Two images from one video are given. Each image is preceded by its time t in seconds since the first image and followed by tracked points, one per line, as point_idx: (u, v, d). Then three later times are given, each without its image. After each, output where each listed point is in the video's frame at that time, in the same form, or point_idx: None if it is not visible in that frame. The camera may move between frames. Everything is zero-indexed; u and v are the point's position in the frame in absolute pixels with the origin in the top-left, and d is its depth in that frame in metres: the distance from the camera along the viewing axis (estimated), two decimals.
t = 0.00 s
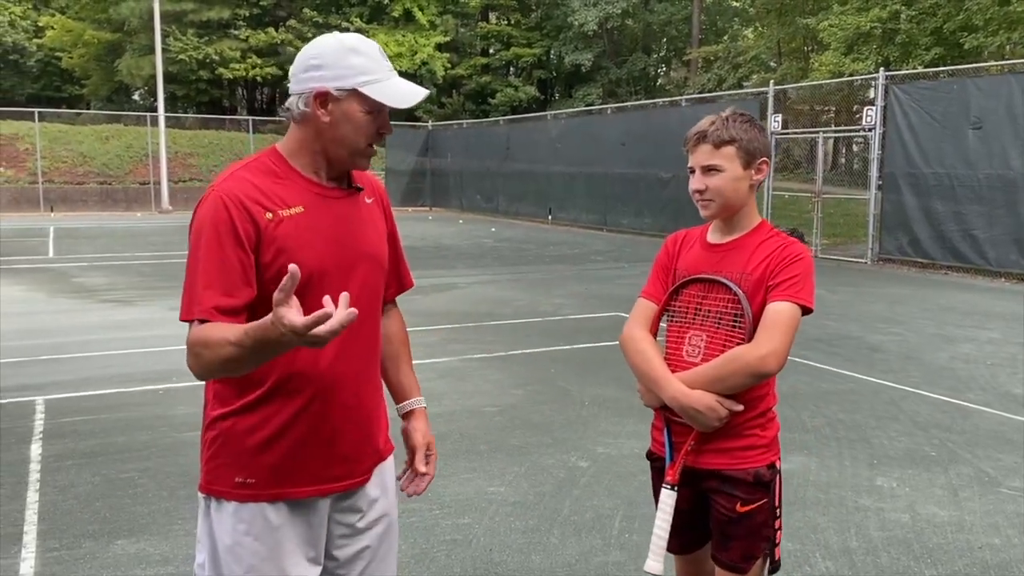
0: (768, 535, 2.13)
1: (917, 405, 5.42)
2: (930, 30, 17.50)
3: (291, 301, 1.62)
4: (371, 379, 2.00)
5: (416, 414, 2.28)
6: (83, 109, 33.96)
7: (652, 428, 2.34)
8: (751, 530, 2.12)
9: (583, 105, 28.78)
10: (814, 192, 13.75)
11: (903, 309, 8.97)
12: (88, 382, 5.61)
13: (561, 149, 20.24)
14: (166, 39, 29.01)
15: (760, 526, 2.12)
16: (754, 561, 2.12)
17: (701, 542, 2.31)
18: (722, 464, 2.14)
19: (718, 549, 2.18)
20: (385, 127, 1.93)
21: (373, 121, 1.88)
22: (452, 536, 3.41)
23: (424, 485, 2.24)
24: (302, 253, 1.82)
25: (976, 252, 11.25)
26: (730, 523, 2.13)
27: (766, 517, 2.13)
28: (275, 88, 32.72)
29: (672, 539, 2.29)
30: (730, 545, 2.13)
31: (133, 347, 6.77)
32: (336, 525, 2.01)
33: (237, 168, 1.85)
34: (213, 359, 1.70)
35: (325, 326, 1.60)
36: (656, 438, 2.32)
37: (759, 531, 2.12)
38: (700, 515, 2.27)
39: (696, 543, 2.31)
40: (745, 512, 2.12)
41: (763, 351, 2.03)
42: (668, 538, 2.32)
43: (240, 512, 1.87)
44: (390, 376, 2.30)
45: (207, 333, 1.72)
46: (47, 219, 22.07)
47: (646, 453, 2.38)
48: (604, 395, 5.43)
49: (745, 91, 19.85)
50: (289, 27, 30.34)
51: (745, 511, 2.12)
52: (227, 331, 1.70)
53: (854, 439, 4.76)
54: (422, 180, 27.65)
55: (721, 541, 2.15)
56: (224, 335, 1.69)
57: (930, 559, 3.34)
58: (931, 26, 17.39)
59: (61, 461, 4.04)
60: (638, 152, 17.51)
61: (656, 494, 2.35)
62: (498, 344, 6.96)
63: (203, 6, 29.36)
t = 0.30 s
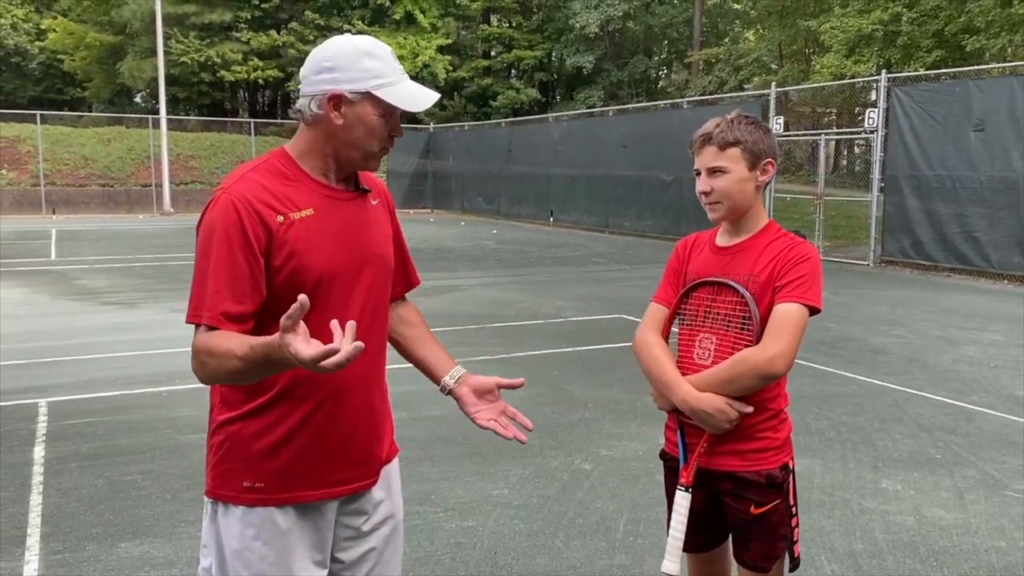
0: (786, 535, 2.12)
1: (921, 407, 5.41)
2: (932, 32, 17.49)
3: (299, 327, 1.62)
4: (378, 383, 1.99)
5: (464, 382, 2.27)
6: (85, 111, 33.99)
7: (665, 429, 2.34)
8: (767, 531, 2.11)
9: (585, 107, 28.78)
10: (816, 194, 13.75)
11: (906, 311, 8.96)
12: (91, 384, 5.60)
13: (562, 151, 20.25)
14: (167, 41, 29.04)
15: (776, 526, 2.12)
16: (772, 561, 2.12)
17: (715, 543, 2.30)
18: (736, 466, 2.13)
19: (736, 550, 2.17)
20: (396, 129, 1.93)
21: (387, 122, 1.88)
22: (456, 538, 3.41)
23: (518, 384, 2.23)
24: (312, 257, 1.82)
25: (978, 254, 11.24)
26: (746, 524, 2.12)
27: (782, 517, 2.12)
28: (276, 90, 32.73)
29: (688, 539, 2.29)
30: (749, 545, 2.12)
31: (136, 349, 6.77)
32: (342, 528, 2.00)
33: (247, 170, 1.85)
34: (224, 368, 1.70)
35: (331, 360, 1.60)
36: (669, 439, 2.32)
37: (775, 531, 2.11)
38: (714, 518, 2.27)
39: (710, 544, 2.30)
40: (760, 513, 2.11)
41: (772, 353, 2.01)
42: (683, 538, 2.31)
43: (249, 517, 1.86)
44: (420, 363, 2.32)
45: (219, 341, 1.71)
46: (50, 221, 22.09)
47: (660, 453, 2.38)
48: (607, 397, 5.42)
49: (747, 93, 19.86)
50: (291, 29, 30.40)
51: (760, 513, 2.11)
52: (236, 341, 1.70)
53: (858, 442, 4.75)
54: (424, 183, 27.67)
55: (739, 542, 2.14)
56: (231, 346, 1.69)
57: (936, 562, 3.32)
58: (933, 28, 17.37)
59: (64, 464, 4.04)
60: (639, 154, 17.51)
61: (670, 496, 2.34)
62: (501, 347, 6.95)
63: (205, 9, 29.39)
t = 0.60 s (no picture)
0: (795, 534, 2.11)
1: (922, 410, 5.40)
2: (930, 35, 17.52)
3: (303, 350, 1.64)
4: (380, 387, 1.98)
5: (472, 373, 2.26)
6: (83, 114, 33.96)
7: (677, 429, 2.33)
8: (777, 530, 2.10)
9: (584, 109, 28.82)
10: (816, 197, 13.74)
11: (906, 314, 8.95)
12: (89, 387, 5.58)
13: (561, 154, 20.24)
14: (167, 44, 29.03)
15: (786, 525, 2.11)
16: (782, 560, 2.10)
17: (727, 542, 2.29)
18: (745, 465, 2.13)
19: (746, 549, 2.16)
20: (398, 131, 1.92)
21: (388, 124, 1.88)
22: (457, 542, 3.39)
23: (529, 370, 2.22)
24: (313, 262, 1.81)
25: (978, 257, 11.25)
26: (756, 523, 2.11)
27: (791, 517, 2.11)
28: (276, 93, 32.72)
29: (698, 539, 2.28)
30: (759, 545, 2.11)
31: (135, 352, 6.75)
32: (345, 532, 1.98)
33: (249, 172, 1.84)
34: (225, 377, 1.70)
35: (337, 386, 1.62)
36: (680, 439, 2.31)
37: (784, 530, 2.10)
38: (724, 518, 2.26)
39: (722, 543, 2.29)
40: (770, 512, 2.10)
41: (775, 355, 2.00)
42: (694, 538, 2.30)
43: (251, 522, 1.85)
44: (426, 360, 2.31)
45: (220, 351, 1.71)
46: (49, 224, 22.07)
47: (671, 453, 2.37)
48: (607, 400, 5.40)
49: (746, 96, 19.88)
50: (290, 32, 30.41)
51: (770, 512, 2.10)
52: (238, 351, 1.71)
53: (859, 444, 4.74)
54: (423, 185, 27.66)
55: (749, 540, 2.13)
56: (233, 356, 1.69)
57: (939, 566, 3.31)
58: (931, 31, 17.39)
59: (63, 467, 4.02)
60: (639, 156, 17.51)
61: (681, 495, 2.33)
62: (500, 349, 6.93)
63: (204, 11, 29.39)
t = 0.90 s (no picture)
0: (801, 536, 2.10)
1: (921, 412, 5.40)
2: (927, 37, 17.55)
3: (292, 368, 1.64)
4: (379, 391, 1.97)
5: (483, 360, 2.25)
6: (80, 116, 33.91)
7: (683, 429, 2.31)
8: (784, 531, 2.09)
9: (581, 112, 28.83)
10: (813, 199, 13.74)
11: (904, 316, 8.96)
12: (87, 390, 5.56)
13: (559, 156, 20.25)
14: (164, 46, 28.99)
15: (792, 526, 2.10)
16: (788, 561, 2.10)
17: (733, 542, 2.27)
18: (752, 467, 2.11)
19: (751, 550, 2.15)
20: (400, 133, 1.92)
21: (390, 125, 1.87)
22: (456, 545, 3.38)
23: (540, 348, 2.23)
24: (311, 263, 1.79)
25: (975, 259, 11.27)
26: (763, 524, 2.10)
27: (797, 519, 2.10)
28: (273, 95, 32.73)
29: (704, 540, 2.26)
30: (765, 546, 2.10)
31: (132, 354, 6.73)
32: (346, 535, 1.97)
33: (247, 172, 1.83)
34: (218, 381, 1.71)
35: (321, 412, 1.63)
36: (688, 438, 2.30)
37: (791, 531, 2.09)
38: (731, 519, 2.24)
39: (728, 544, 2.28)
40: (776, 513, 2.09)
41: (785, 358, 1.99)
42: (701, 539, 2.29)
43: (251, 524, 1.84)
44: (432, 353, 2.29)
45: (215, 354, 1.72)
46: (46, 226, 22.02)
47: (677, 452, 2.35)
48: (606, 402, 5.39)
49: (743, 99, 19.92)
50: (287, 35, 30.42)
51: (776, 513, 2.09)
52: (232, 357, 1.71)
53: (859, 447, 4.73)
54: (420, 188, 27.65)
55: (755, 542, 2.12)
56: (228, 363, 1.70)
57: (940, 568, 3.30)
58: (928, 33, 17.43)
59: (60, 471, 4.00)
60: (636, 159, 17.51)
61: (687, 496, 2.32)
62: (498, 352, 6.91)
63: (201, 14, 29.36)
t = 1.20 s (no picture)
0: (795, 542, 2.11)
1: (917, 414, 5.41)
2: (922, 40, 17.60)
3: (285, 376, 1.64)
4: (373, 395, 1.96)
5: (479, 361, 2.25)
6: (76, 118, 33.89)
7: (677, 434, 2.32)
8: (777, 537, 2.10)
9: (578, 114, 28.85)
10: (809, 201, 13.76)
11: (900, 318, 8.98)
12: (82, 393, 5.55)
13: (555, 158, 20.25)
14: (160, 48, 28.97)
15: (786, 532, 2.11)
16: (781, 568, 2.10)
17: (725, 548, 2.28)
18: (746, 472, 2.12)
19: (745, 555, 2.16)
20: (395, 136, 1.92)
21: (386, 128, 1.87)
22: (452, 548, 3.38)
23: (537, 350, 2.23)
24: (303, 267, 1.80)
25: (970, 261, 11.30)
26: (756, 530, 2.11)
27: (792, 525, 2.11)
28: (269, 98, 32.74)
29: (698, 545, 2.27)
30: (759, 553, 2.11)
31: (128, 357, 6.72)
32: (340, 539, 1.97)
33: (240, 176, 1.83)
34: (211, 387, 1.71)
35: (314, 423, 1.64)
36: (681, 443, 2.30)
37: (785, 538, 2.10)
38: (724, 524, 2.25)
39: (720, 549, 2.28)
40: (771, 519, 2.10)
41: (782, 363, 2.00)
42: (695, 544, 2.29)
43: (244, 527, 1.84)
44: (427, 355, 2.29)
45: (207, 359, 1.72)
46: (42, 228, 22.02)
47: (671, 458, 2.36)
48: (602, 404, 5.40)
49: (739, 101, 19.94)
50: (284, 37, 30.44)
51: (770, 519, 2.10)
52: (224, 363, 1.71)
53: (855, 449, 4.74)
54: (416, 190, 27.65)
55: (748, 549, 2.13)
56: (219, 367, 1.70)
57: (936, 570, 3.31)
58: (923, 36, 17.48)
59: (55, 474, 4.00)
60: (633, 161, 17.53)
61: (680, 500, 2.32)
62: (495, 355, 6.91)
63: (197, 16, 29.34)
